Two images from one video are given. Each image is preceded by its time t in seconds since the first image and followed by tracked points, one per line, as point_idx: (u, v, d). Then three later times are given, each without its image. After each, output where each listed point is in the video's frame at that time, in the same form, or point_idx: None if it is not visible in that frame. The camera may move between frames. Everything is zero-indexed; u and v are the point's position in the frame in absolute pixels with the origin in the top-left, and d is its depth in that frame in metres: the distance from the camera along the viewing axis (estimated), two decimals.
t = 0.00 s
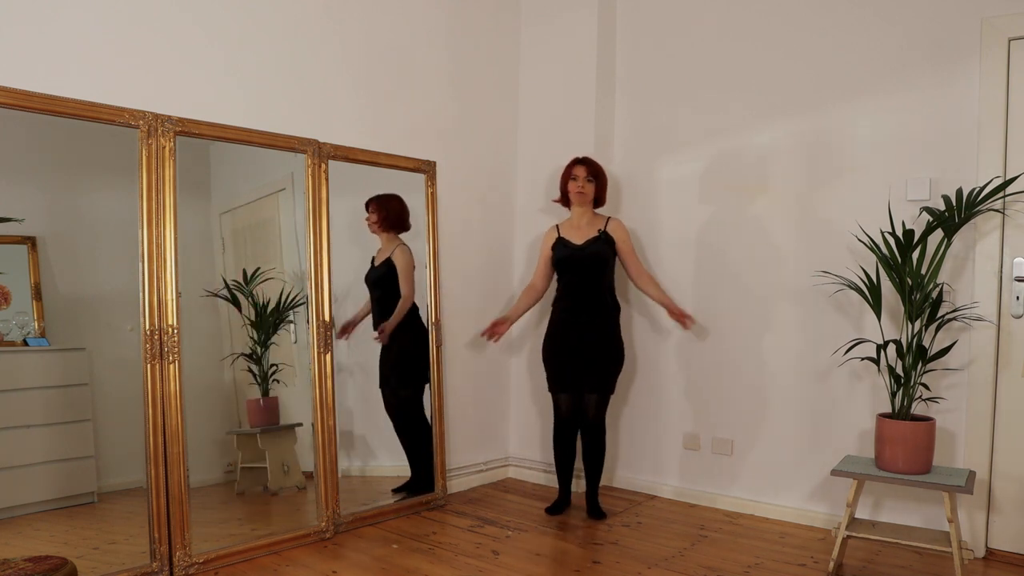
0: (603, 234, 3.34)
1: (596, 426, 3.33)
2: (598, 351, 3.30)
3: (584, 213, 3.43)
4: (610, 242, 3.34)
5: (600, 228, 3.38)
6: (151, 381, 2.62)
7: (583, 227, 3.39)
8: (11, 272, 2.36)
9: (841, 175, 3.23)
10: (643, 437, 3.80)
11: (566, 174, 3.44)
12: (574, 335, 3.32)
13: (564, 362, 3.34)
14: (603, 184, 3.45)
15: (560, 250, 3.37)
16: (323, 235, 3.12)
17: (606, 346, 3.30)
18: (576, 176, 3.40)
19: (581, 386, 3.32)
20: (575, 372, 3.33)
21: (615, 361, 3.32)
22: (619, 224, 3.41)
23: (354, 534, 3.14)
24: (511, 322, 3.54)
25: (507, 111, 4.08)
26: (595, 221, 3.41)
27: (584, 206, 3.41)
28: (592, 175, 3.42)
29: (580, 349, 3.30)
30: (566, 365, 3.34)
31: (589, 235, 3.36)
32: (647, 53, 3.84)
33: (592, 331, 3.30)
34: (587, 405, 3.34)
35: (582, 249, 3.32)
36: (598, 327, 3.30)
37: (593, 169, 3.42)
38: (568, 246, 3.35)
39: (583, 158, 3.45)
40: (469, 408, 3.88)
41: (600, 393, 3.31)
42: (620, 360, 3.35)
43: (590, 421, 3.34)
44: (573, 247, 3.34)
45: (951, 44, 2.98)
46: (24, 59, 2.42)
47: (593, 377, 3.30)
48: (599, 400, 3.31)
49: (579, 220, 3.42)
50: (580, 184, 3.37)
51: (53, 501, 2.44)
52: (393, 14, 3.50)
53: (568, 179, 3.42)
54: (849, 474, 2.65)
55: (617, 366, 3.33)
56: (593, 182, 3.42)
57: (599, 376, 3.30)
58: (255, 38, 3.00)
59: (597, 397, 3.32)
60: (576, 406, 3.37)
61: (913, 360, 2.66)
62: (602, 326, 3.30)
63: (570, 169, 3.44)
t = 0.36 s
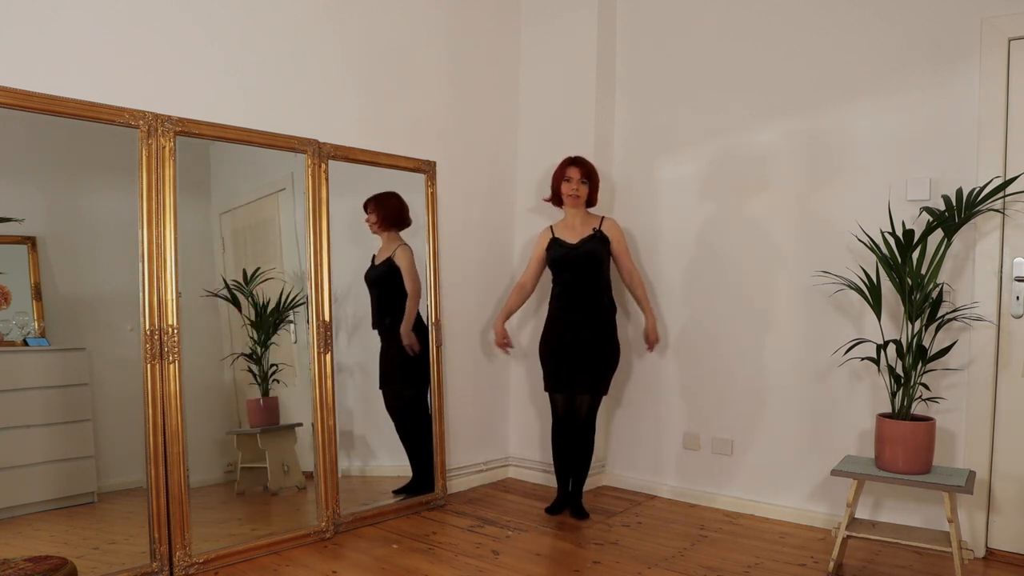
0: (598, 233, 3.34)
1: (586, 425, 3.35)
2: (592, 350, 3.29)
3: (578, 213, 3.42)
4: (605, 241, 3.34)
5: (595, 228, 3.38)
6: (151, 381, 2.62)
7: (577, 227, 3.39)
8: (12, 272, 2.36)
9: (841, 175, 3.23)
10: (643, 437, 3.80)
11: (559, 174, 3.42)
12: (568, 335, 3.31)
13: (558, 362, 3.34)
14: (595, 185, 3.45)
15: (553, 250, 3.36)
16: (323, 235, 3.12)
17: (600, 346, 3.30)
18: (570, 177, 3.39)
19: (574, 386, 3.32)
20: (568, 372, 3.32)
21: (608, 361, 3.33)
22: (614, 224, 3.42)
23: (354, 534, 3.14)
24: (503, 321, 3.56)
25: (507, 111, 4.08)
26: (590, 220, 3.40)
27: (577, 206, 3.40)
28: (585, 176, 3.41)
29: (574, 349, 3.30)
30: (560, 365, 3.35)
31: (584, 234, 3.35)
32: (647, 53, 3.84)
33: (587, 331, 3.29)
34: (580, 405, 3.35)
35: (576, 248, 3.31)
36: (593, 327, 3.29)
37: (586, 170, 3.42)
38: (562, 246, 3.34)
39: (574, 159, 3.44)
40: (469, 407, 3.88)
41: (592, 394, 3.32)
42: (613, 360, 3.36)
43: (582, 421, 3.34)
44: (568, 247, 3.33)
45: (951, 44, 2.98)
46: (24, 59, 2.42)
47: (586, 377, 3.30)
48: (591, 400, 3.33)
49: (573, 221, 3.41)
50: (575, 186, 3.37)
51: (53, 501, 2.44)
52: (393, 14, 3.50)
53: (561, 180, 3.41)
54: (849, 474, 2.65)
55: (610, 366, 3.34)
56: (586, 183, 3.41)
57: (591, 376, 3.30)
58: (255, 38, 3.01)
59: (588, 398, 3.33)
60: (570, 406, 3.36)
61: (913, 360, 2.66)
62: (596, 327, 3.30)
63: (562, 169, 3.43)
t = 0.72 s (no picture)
0: (603, 236, 3.34)
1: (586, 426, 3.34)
2: (594, 351, 3.30)
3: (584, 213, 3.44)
4: (609, 244, 3.35)
5: (599, 229, 3.39)
6: (152, 382, 2.62)
7: (583, 228, 3.40)
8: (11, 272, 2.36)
9: (841, 175, 3.23)
10: (643, 437, 3.81)
11: (565, 174, 3.41)
12: (570, 335, 3.31)
13: (559, 362, 3.34)
14: (601, 185, 3.44)
15: (557, 250, 3.38)
16: (323, 235, 3.12)
17: (602, 347, 3.31)
18: (575, 177, 3.39)
19: (575, 387, 3.32)
20: (570, 372, 3.32)
21: (609, 362, 3.34)
22: (620, 225, 3.41)
23: (354, 534, 3.14)
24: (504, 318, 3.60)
25: (507, 111, 4.08)
26: (595, 221, 3.41)
27: (583, 207, 3.41)
28: (592, 176, 3.41)
29: (576, 350, 3.30)
30: (561, 365, 3.34)
31: (589, 236, 3.36)
32: (647, 52, 3.84)
33: (591, 333, 3.29)
34: (580, 405, 3.35)
35: (581, 250, 3.32)
36: (597, 329, 3.30)
37: (593, 171, 3.41)
38: (566, 246, 3.37)
39: (581, 159, 3.42)
40: (469, 407, 3.88)
41: (593, 394, 3.32)
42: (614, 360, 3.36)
43: (582, 421, 3.34)
44: (573, 248, 3.35)
45: (951, 44, 2.98)
46: (24, 59, 2.42)
47: (590, 378, 3.30)
48: (592, 400, 3.32)
49: (578, 221, 3.43)
50: (581, 188, 3.37)
51: (53, 501, 2.44)
52: (393, 14, 3.50)
53: (567, 181, 3.41)
54: (849, 474, 2.65)
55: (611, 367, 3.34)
56: (593, 184, 3.41)
57: (593, 376, 3.30)
58: (255, 38, 3.00)
59: (590, 398, 3.33)
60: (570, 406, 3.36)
61: (914, 360, 2.66)
62: (599, 328, 3.30)
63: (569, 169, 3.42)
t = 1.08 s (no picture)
0: (595, 234, 3.34)
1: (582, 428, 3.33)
2: (587, 351, 3.28)
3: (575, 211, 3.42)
4: (601, 243, 3.34)
5: (591, 228, 3.38)
6: (152, 381, 2.62)
7: (574, 226, 3.38)
8: (11, 271, 2.36)
9: (841, 175, 3.23)
10: (643, 437, 3.81)
11: (561, 176, 3.38)
12: (562, 335, 3.29)
13: (554, 364, 3.31)
14: (597, 189, 3.43)
15: (549, 249, 3.36)
16: (323, 235, 3.12)
17: (595, 347, 3.29)
18: (572, 180, 3.37)
19: (570, 389, 3.29)
20: (564, 373, 3.30)
21: (604, 362, 3.32)
22: (612, 227, 3.40)
23: (354, 534, 3.14)
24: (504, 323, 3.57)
25: (507, 111, 4.08)
26: (587, 220, 3.40)
27: (576, 209, 3.39)
28: (589, 180, 3.38)
29: (570, 349, 3.28)
30: (555, 367, 3.31)
31: (580, 235, 3.35)
32: (647, 52, 3.84)
33: (586, 332, 3.28)
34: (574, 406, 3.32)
35: (571, 248, 3.31)
36: (591, 328, 3.28)
37: (591, 174, 3.38)
38: (558, 245, 3.35)
39: (578, 161, 3.39)
40: (469, 408, 3.88)
41: (588, 396, 3.30)
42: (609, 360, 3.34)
43: (579, 424, 3.32)
44: (563, 246, 3.33)
45: (951, 44, 2.98)
46: (24, 59, 2.42)
47: (586, 380, 3.28)
48: (587, 402, 3.30)
49: (568, 220, 3.41)
50: (576, 191, 3.35)
51: (53, 501, 2.44)
52: (393, 13, 3.50)
53: (563, 182, 3.38)
54: (849, 474, 2.65)
55: (605, 367, 3.33)
56: (589, 187, 3.39)
57: (587, 377, 3.29)
58: (255, 38, 3.01)
59: (584, 400, 3.31)
60: (566, 409, 3.34)
61: (914, 360, 2.66)
62: (593, 328, 3.29)
63: (565, 170, 3.38)
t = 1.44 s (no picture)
0: (576, 233, 3.31)
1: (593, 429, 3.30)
2: (573, 351, 3.25)
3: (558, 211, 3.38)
4: (584, 242, 3.31)
5: (574, 228, 3.34)
6: (152, 382, 2.62)
7: (558, 225, 3.34)
8: (11, 271, 2.36)
9: (841, 175, 3.23)
10: (643, 437, 3.81)
11: (553, 177, 3.33)
12: (547, 336, 3.26)
13: (541, 366, 3.28)
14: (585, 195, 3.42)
15: (531, 249, 3.33)
16: (323, 235, 3.12)
17: (582, 347, 3.25)
18: (565, 184, 3.33)
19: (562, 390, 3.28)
20: (550, 373, 3.27)
21: (598, 361, 3.29)
22: (594, 226, 3.37)
23: (353, 534, 3.14)
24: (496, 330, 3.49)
25: (507, 110, 4.08)
26: (570, 220, 3.36)
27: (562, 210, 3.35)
28: (579, 186, 3.36)
29: (555, 350, 3.25)
30: (543, 369, 3.28)
31: (562, 233, 3.31)
32: (647, 52, 3.84)
33: (570, 333, 3.24)
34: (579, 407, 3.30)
35: (552, 247, 3.27)
36: (574, 328, 3.24)
37: (582, 178, 3.37)
38: (540, 244, 3.31)
39: (569, 163, 3.35)
40: (469, 408, 3.88)
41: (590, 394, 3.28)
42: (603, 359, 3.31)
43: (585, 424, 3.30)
44: (546, 245, 3.29)
45: (951, 44, 2.98)
46: (24, 59, 2.42)
47: (574, 380, 3.26)
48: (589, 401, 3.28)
49: (550, 220, 3.36)
50: (568, 196, 3.32)
51: (53, 501, 2.44)
52: (393, 13, 3.50)
53: (554, 186, 3.33)
54: (849, 474, 2.65)
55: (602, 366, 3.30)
56: (578, 193, 3.37)
57: (581, 377, 3.26)
58: (255, 38, 3.01)
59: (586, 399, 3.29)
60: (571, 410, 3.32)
61: (914, 359, 2.66)
62: (578, 327, 3.25)
63: (556, 171, 3.33)
